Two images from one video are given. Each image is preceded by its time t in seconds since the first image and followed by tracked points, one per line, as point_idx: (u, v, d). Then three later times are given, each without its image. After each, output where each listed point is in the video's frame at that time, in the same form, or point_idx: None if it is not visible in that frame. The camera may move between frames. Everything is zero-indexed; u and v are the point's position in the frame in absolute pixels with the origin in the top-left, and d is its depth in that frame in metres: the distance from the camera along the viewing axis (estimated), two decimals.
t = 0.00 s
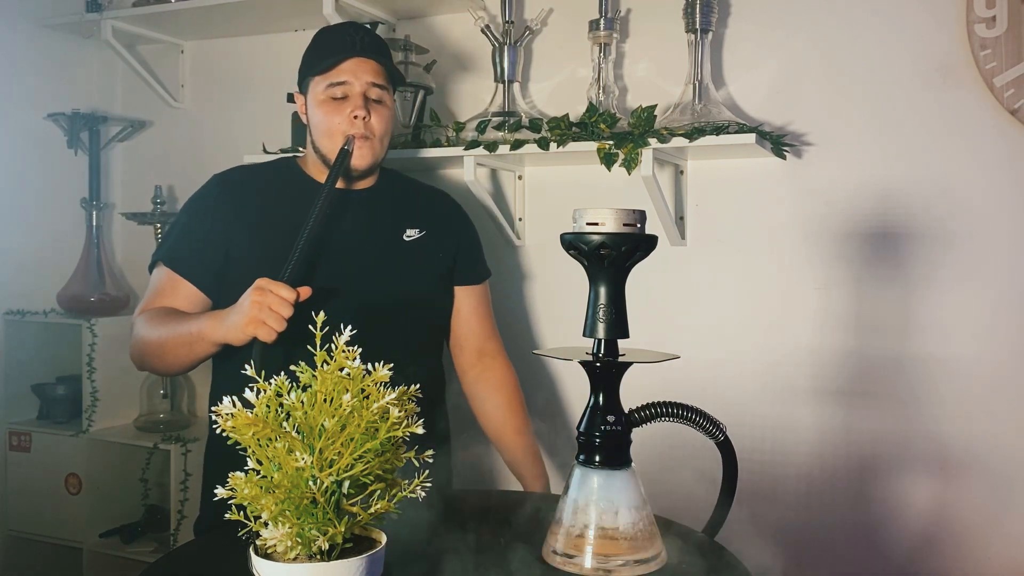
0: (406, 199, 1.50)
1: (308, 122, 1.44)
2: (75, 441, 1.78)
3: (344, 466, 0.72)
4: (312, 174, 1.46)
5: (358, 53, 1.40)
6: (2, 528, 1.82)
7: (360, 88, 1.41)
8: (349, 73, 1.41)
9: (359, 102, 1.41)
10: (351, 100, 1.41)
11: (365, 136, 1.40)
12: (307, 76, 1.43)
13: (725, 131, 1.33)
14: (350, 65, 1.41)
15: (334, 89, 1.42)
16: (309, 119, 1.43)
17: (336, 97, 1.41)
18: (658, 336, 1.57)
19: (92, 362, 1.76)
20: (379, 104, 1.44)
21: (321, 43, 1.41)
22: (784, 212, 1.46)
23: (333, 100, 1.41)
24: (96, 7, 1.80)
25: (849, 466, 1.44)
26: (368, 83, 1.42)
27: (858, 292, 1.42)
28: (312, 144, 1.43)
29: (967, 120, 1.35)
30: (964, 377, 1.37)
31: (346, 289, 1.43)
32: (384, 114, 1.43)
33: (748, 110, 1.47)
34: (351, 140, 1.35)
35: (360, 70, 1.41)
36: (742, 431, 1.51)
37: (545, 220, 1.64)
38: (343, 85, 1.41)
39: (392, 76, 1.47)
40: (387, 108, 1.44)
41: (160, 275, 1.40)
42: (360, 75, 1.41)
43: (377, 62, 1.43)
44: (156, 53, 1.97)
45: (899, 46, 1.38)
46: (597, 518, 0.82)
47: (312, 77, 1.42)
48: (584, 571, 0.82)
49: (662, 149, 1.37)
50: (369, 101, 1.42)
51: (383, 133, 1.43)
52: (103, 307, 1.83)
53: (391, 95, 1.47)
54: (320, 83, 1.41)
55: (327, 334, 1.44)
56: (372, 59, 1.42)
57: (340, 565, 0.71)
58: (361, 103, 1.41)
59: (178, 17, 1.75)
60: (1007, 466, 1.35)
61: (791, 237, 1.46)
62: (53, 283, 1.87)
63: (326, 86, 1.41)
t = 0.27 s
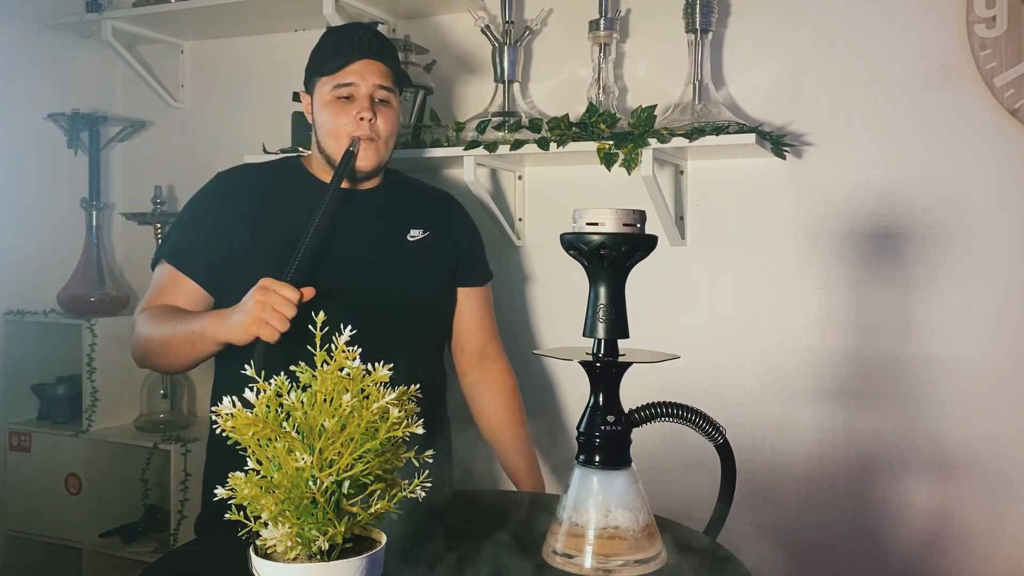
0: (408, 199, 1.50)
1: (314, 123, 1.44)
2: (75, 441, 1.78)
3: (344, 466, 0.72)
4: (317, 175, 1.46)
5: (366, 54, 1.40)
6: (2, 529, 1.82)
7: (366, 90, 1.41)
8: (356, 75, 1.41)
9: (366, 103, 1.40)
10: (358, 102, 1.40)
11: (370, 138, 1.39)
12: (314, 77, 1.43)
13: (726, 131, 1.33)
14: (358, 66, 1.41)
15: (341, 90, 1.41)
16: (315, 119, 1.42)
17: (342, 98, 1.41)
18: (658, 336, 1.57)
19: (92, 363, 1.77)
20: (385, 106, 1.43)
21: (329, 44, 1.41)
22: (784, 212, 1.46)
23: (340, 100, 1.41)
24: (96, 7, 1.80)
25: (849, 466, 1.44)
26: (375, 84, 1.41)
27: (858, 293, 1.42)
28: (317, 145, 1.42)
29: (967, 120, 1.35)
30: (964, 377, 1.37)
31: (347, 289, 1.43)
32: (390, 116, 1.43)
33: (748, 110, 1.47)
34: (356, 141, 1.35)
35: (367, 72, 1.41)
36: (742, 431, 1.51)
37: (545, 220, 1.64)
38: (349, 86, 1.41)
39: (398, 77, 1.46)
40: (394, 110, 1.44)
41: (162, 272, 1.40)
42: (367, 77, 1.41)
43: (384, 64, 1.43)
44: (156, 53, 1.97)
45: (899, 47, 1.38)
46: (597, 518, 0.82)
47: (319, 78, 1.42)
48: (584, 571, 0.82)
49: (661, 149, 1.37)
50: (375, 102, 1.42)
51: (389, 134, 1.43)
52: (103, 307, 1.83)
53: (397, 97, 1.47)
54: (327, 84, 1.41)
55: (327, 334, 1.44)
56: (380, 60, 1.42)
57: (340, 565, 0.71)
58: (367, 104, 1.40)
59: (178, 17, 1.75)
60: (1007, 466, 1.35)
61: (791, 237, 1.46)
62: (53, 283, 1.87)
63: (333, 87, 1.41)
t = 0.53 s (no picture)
0: (409, 199, 1.51)
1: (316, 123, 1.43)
2: (76, 441, 1.78)
3: (344, 466, 0.72)
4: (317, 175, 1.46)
5: (369, 56, 1.40)
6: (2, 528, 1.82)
7: (370, 91, 1.41)
8: (360, 76, 1.41)
9: (369, 105, 1.41)
10: (361, 103, 1.41)
11: (374, 140, 1.40)
12: (316, 77, 1.42)
13: (725, 131, 1.33)
14: (361, 67, 1.41)
15: (343, 91, 1.41)
16: (317, 120, 1.43)
17: (345, 99, 1.41)
18: (658, 336, 1.57)
19: (92, 363, 1.76)
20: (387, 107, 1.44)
21: (331, 44, 1.41)
22: (784, 212, 1.46)
23: (342, 101, 1.41)
24: (96, 7, 1.80)
25: (849, 466, 1.44)
26: (379, 86, 1.42)
27: (858, 293, 1.42)
28: (320, 145, 1.42)
29: (967, 120, 1.35)
30: (964, 377, 1.37)
31: (348, 288, 1.43)
32: (393, 117, 1.43)
33: (748, 110, 1.47)
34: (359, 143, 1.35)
35: (371, 73, 1.41)
36: (741, 431, 1.51)
37: (545, 220, 1.64)
38: (352, 87, 1.41)
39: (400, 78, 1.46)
40: (396, 111, 1.44)
41: (160, 273, 1.40)
42: (370, 78, 1.41)
43: (387, 65, 1.43)
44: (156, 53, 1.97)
45: (899, 47, 1.38)
46: (597, 518, 0.82)
47: (321, 78, 1.41)
48: (584, 571, 0.82)
49: (661, 149, 1.37)
50: (378, 103, 1.42)
51: (392, 136, 1.43)
52: (103, 307, 1.83)
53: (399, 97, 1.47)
54: (330, 85, 1.41)
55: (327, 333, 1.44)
56: (383, 62, 1.42)
57: (340, 565, 0.71)
58: (371, 106, 1.41)
59: (178, 17, 1.74)
60: (1007, 466, 1.35)
61: (791, 237, 1.46)
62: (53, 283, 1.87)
63: (336, 88, 1.41)
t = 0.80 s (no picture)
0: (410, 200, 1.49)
1: (324, 125, 1.41)
2: (76, 441, 1.78)
3: (344, 466, 0.72)
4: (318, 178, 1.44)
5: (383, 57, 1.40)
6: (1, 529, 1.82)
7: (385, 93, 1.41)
8: (375, 78, 1.39)
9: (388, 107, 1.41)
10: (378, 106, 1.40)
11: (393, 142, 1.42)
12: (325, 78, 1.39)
13: (725, 132, 1.33)
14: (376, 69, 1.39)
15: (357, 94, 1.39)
16: (325, 122, 1.40)
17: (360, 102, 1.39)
18: (658, 336, 1.57)
19: (92, 363, 1.77)
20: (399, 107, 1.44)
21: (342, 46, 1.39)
22: (784, 212, 1.46)
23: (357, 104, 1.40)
24: (95, 7, 1.80)
25: (849, 466, 1.44)
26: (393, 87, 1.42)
27: (858, 293, 1.42)
28: (334, 149, 1.42)
29: (967, 120, 1.35)
30: (964, 377, 1.37)
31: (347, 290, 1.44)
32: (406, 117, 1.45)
33: (748, 110, 1.47)
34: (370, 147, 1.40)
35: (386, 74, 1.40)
36: (742, 431, 1.51)
37: (545, 220, 1.64)
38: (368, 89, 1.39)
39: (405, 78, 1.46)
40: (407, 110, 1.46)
41: (158, 279, 1.40)
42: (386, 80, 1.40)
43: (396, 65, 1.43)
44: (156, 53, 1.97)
45: (899, 47, 1.38)
46: (597, 518, 0.82)
47: (334, 81, 1.38)
48: (584, 571, 0.82)
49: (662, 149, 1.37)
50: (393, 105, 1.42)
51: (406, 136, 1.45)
52: (103, 307, 1.83)
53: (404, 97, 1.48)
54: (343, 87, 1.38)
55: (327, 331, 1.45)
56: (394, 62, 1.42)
57: (340, 565, 0.71)
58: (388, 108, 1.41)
59: (177, 16, 1.74)
60: (1007, 465, 1.35)
61: (791, 237, 1.46)
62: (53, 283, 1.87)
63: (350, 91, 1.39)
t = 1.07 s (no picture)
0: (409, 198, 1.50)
1: (326, 123, 1.47)
2: (76, 441, 1.78)
3: (344, 466, 0.72)
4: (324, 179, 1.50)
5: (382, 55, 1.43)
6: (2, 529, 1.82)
7: (384, 88, 1.44)
8: (373, 75, 1.43)
9: (387, 103, 1.44)
10: (377, 102, 1.43)
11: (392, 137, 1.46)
12: (326, 77, 1.45)
13: (725, 131, 1.33)
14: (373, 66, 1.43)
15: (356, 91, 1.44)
16: (329, 120, 1.46)
17: (359, 99, 1.44)
18: (658, 336, 1.57)
19: (92, 363, 1.76)
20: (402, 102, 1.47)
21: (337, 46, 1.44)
22: (783, 212, 1.46)
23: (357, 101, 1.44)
24: (95, 7, 1.80)
25: (849, 465, 1.44)
26: (393, 82, 1.44)
27: (858, 293, 1.42)
28: (336, 146, 1.48)
29: (967, 120, 1.35)
30: (964, 377, 1.37)
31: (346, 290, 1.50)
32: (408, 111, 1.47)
33: (748, 110, 1.47)
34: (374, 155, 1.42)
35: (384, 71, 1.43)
36: (741, 431, 1.51)
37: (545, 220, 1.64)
38: (366, 86, 1.43)
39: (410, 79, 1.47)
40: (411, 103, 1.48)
41: (155, 282, 1.43)
42: (385, 77, 1.43)
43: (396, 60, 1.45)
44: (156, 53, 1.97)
45: (899, 47, 1.38)
46: (597, 518, 0.82)
47: (334, 80, 1.44)
48: (584, 571, 0.82)
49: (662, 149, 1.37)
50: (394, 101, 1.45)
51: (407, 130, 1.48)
52: (104, 307, 1.82)
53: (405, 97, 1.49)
54: (342, 85, 1.43)
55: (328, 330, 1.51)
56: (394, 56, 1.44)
57: (340, 565, 0.71)
58: (388, 104, 1.44)
59: (177, 17, 1.74)
60: (1007, 465, 1.35)
61: (790, 237, 1.46)
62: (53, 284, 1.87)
63: (349, 89, 1.43)
